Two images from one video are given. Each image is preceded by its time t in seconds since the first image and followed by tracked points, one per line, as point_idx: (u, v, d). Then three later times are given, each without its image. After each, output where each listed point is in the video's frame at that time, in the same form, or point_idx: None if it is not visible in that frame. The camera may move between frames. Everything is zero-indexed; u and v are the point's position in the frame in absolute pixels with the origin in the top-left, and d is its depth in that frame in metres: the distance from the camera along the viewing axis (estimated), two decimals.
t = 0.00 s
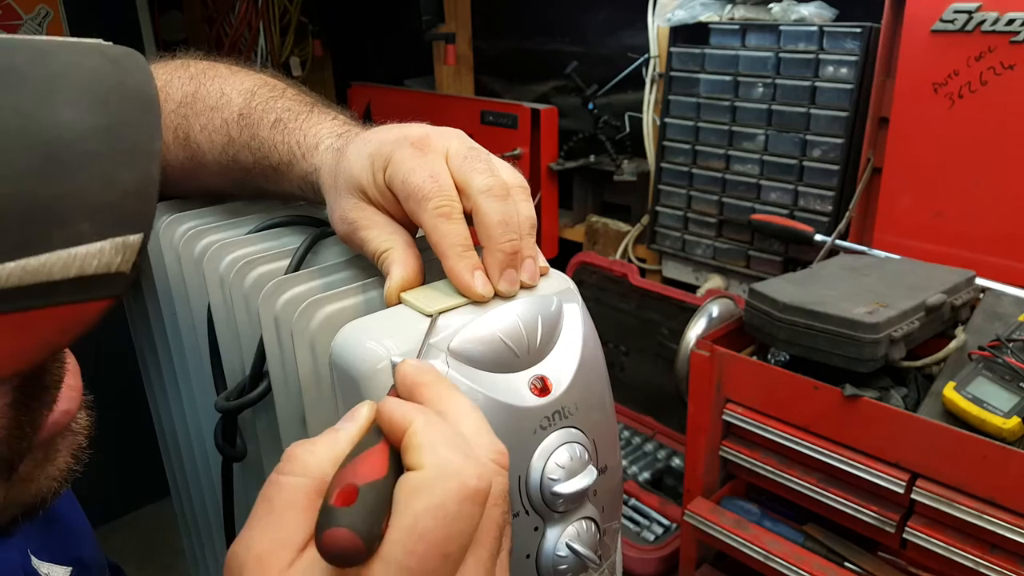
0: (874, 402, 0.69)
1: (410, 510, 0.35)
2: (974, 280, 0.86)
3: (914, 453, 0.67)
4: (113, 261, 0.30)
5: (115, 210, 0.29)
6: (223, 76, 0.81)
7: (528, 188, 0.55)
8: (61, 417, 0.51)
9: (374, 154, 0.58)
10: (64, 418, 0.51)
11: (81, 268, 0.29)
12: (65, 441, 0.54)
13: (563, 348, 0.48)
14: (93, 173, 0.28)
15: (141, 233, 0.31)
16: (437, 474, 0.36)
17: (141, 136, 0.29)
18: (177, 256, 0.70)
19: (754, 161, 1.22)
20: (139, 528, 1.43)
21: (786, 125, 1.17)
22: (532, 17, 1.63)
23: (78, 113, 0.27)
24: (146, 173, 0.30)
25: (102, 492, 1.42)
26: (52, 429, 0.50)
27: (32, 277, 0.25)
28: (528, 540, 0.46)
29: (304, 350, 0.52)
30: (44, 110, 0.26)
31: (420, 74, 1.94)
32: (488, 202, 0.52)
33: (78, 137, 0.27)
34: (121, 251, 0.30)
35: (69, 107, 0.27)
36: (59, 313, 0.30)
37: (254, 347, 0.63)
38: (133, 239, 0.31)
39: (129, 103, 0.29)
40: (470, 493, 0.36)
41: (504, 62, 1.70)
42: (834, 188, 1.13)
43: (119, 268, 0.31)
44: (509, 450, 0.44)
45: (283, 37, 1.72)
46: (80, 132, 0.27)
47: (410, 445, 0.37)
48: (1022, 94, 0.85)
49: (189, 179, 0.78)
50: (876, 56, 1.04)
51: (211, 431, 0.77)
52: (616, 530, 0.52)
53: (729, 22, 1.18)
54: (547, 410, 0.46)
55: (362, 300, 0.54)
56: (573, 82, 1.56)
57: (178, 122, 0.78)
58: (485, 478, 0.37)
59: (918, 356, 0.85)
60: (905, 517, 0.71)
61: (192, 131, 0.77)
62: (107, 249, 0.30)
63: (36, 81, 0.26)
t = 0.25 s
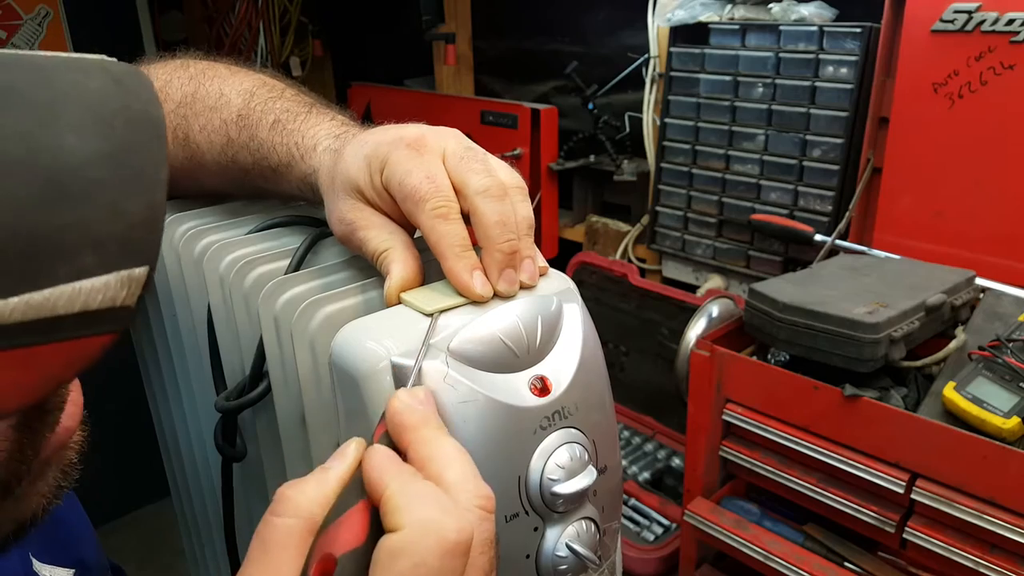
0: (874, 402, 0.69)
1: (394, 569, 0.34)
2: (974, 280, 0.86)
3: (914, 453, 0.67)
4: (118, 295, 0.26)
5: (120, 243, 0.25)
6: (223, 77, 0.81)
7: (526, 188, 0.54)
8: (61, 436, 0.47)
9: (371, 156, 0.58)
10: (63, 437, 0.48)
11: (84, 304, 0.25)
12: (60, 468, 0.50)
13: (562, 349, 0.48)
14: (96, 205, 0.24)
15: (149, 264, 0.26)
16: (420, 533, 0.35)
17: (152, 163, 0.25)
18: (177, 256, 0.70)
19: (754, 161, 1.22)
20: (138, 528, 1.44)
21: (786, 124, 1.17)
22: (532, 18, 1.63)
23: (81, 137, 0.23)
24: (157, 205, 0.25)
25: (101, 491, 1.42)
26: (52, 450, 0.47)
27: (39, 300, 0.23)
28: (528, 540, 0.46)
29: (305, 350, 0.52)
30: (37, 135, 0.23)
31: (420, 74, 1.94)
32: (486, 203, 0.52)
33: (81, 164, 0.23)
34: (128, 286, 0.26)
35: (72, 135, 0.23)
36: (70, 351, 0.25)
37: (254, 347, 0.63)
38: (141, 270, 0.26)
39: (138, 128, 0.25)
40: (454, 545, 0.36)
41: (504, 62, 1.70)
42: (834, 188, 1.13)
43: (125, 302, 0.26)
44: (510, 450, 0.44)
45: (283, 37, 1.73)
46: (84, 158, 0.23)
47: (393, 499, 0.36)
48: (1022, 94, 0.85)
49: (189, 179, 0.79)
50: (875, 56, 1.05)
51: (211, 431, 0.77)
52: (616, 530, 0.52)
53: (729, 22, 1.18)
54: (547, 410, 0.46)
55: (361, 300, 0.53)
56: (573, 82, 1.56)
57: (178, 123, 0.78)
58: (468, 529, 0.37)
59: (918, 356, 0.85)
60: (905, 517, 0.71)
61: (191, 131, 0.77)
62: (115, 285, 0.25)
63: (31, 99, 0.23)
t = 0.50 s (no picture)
0: (873, 402, 0.69)
1: (374, 512, 0.31)
2: (974, 280, 0.86)
3: (914, 453, 0.67)
4: (160, 371, 0.26)
5: (167, 320, 0.25)
6: (222, 79, 0.81)
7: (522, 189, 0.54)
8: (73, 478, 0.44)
9: (366, 160, 0.58)
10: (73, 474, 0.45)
11: (128, 378, 0.25)
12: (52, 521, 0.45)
13: (563, 348, 0.48)
14: (148, 283, 0.24)
15: (191, 339, 0.26)
16: (404, 480, 0.33)
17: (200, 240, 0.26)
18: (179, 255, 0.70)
19: (754, 161, 1.22)
20: (139, 528, 1.44)
21: (786, 125, 1.17)
22: (532, 18, 1.63)
23: (137, 214, 0.24)
24: (204, 281, 0.26)
25: (100, 492, 1.42)
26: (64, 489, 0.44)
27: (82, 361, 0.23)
28: (528, 540, 0.46)
29: (304, 350, 0.52)
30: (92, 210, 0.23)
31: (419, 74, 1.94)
32: (481, 205, 0.51)
33: (136, 241, 0.24)
34: (172, 361, 0.26)
35: (128, 211, 0.24)
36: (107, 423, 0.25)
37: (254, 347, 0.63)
38: (185, 346, 0.26)
39: (186, 205, 0.26)
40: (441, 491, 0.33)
41: (504, 62, 1.70)
42: (834, 188, 1.13)
43: (167, 378, 0.26)
44: (510, 450, 0.44)
45: (283, 37, 1.73)
46: (139, 236, 0.24)
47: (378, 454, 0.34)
48: (1022, 94, 0.85)
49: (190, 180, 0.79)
50: (875, 56, 1.05)
51: (211, 431, 0.77)
52: (616, 530, 0.52)
53: (729, 22, 1.18)
54: (547, 410, 0.46)
55: (359, 301, 0.53)
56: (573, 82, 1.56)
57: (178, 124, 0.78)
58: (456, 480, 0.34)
59: (918, 356, 0.85)
60: (905, 517, 0.71)
61: (191, 133, 0.77)
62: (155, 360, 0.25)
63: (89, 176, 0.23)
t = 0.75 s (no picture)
0: (873, 402, 0.69)
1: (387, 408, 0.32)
2: (974, 280, 0.86)
3: (914, 452, 0.67)
4: (164, 391, 0.26)
5: (173, 341, 0.25)
6: (221, 79, 0.80)
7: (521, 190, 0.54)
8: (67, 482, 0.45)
9: (365, 159, 0.58)
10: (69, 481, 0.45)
11: (134, 397, 0.25)
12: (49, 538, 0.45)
13: (563, 348, 0.48)
14: (151, 304, 0.24)
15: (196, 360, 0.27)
16: (413, 378, 0.33)
17: (204, 259, 0.26)
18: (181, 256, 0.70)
19: (754, 161, 1.22)
20: (138, 527, 1.44)
21: (786, 124, 1.17)
22: (532, 18, 1.63)
23: (141, 234, 0.24)
24: (208, 301, 0.26)
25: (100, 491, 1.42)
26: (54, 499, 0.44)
27: (83, 377, 0.23)
28: (528, 540, 0.46)
29: (304, 350, 0.52)
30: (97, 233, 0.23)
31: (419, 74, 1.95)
32: (479, 206, 0.51)
33: (140, 261, 0.24)
34: (177, 379, 0.26)
35: (132, 230, 0.24)
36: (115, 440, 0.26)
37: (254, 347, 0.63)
38: (188, 364, 0.26)
39: (189, 222, 0.26)
40: (452, 389, 0.33)
41: (504, 62, 1.70)
42: (834, 188, 1.13)
43: (171, 398, 0.26)
44: (510, 451, 0.44)
45: (283, 37, 1.73)
46: (144, 256, 0.24)
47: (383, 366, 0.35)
48: (1022, 94, 0.85)
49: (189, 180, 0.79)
50: (875, 56, 1.04)
51: (211, 431, 0.77)
52: (616, 530, 0.52)
53: (729, 22, 1.18)
54: (547, 410, 0.46)
55: (358, 301, 0.53)
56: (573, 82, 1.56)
57: (177, 125, 0.78)
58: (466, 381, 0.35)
59: (918, 356, 0.85)
60: (905, 517, 0.71)
61: (190, 134, 0.77)
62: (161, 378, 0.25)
63: (95, 197, 0.24)
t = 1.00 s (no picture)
0: (873, 403, 0.69)
1: (396, 348, 0.32)
2: (974, 280, 0.86)
3: (914, 452, 0.67)
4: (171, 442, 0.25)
5: (181, 387, 0.25)
6: (221, 79, 0.80)
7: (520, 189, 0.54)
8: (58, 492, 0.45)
9: (364, 159, 0.57)
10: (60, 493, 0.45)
11: (142, 448, 0.24)
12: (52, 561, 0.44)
13: (562, 348, 0.48)
14: (159, 349, 0.24)
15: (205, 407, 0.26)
16: (424, 322, 0.34)
17: (214, 304, 0.26)
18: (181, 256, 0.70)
19: (754, 161, 1.22)
20: (138, 527, 1.44)
21: (786, 124, 1.17)
22: (532, 18, 1.63)
23: (151, 281, 0.24)
24: (217, 350, 0.26)
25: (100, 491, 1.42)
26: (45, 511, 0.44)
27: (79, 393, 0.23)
28: (528, 540, 0.46)
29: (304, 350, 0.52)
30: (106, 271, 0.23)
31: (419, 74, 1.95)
32: (479, 206, 0.51)
33: (149, 304, 0.24)
34: (184, 431, 0.25)
35: (142, 276, 0.24)
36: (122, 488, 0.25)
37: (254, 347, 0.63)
38: (198, 415, 0.25)
39: (200, 267, 0.26)
40: (462, 329, 0.34)
41: (504, 62, 1.70)
42: (834, 188, 1.13)
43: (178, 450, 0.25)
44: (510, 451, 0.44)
45: (283, 37, 1.73)
46: (153, 300, 0.24)
47: (392, 322, 0.36)
48: (1021, 94, 0.85)
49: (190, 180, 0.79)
50: (875, 55, 1.04)
51: (211, 431, 0.77)
52: (616, 530, 0.52)
53: (729, 22, 1.18)
54: (547, 410, 0.46)
55: (359, 300, 0.53)
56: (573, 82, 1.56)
57: (177, 125, 0.78)
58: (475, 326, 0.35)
59: (918, 356, 0.85)
60: (905, 517, 0.71)
61: (191, 133, 0.77)
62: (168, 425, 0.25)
63: (106, 239, 0.24)
